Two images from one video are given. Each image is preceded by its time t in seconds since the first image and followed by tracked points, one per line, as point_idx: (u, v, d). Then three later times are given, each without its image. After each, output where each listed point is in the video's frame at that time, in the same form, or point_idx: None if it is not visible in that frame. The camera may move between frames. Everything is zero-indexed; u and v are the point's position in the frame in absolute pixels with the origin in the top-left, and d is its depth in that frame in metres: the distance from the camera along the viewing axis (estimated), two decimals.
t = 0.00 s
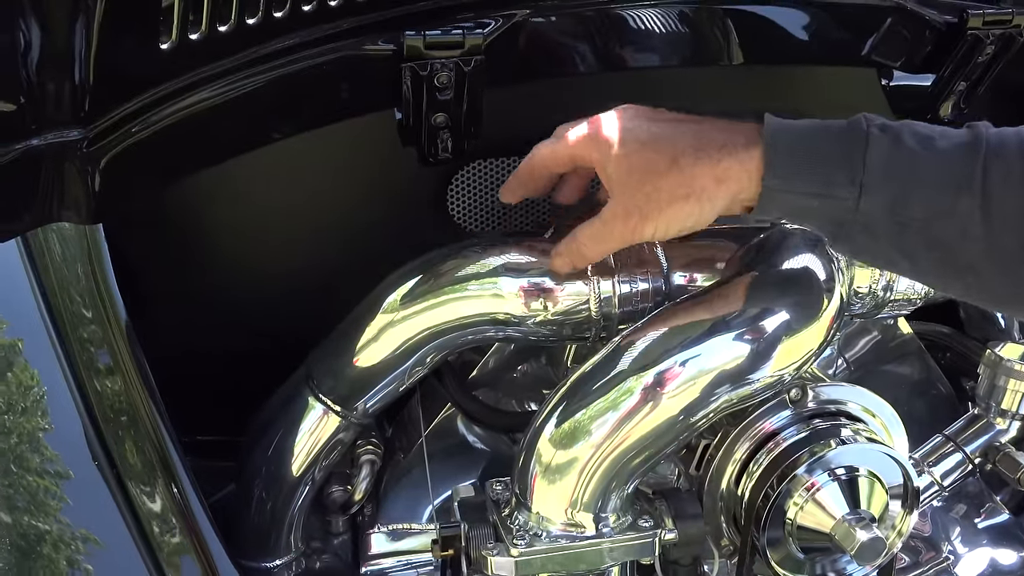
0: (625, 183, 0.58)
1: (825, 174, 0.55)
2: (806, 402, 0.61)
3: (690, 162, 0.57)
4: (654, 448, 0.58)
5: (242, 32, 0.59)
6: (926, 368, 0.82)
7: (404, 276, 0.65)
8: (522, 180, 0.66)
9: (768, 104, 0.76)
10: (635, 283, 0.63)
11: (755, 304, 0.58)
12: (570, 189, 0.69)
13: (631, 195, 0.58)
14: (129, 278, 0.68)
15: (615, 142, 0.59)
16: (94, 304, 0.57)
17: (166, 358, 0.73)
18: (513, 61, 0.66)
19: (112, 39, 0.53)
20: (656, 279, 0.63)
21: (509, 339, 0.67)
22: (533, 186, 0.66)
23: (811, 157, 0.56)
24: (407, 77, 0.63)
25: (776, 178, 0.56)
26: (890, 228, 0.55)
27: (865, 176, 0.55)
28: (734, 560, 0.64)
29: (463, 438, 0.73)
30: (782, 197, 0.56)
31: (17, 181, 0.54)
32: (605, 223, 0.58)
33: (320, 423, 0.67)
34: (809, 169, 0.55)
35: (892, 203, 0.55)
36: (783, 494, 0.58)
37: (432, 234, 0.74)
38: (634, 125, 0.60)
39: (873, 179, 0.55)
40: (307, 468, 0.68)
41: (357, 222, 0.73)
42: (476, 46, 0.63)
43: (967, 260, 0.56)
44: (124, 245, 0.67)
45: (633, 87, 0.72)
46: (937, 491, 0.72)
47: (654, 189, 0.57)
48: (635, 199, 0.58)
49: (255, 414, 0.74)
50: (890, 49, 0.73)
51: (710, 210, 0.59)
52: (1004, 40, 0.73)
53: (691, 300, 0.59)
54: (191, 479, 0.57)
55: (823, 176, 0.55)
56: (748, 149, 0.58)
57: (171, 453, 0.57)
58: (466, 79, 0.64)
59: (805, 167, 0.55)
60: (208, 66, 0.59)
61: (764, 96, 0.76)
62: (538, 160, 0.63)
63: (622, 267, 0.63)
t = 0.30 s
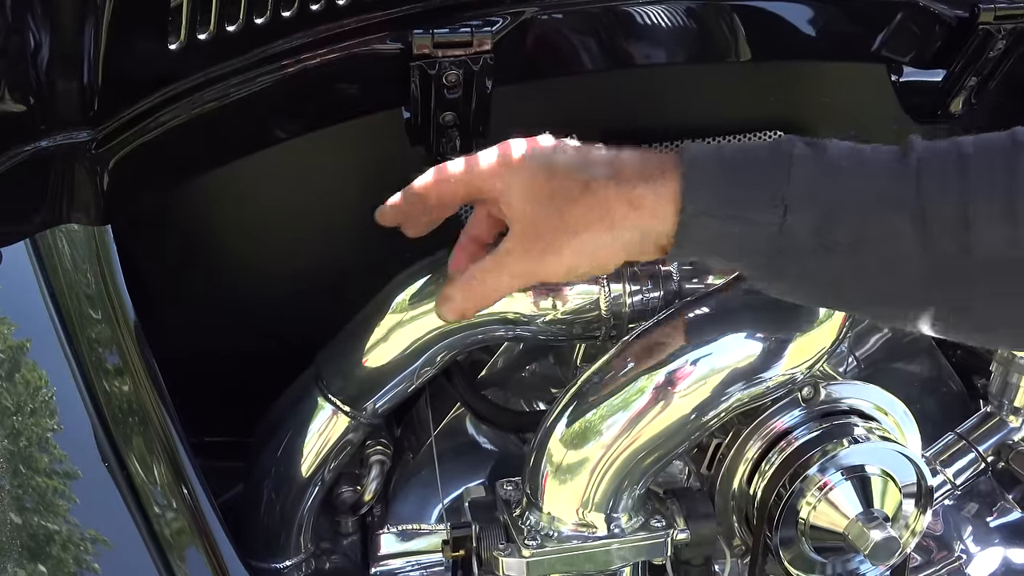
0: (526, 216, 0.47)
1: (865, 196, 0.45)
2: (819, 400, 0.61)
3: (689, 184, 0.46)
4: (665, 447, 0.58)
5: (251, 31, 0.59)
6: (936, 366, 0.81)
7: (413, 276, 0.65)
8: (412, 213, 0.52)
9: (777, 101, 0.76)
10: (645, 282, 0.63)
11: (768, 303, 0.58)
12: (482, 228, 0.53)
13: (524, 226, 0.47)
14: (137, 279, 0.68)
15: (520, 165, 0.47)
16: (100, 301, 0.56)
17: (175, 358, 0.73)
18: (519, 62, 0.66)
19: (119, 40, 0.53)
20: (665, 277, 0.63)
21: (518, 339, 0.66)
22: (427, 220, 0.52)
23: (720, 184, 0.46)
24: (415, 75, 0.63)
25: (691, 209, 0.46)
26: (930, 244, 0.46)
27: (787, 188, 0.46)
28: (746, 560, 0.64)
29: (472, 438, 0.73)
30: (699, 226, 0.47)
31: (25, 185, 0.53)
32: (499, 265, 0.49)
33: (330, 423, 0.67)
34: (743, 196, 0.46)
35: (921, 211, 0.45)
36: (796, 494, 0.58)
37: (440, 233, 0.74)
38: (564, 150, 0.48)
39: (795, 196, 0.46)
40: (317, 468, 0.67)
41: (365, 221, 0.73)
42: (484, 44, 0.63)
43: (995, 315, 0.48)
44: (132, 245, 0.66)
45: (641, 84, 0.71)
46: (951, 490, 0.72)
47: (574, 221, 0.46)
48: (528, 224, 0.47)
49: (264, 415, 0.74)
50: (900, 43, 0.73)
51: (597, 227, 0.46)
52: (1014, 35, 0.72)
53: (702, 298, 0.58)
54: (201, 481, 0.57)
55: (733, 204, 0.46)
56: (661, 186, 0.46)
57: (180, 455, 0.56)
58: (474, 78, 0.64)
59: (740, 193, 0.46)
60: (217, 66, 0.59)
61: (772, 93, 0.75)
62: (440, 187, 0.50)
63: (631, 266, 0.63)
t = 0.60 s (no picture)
0: (522, 233, 0.55)
1: (816, 160, 0.47)
2: (827, 406, 0.61)
3: (632, 168, 0.51)
4: (673, 453, 0.58)
5: (259, 32, 0.59)
6: (944, 371, 0.81)
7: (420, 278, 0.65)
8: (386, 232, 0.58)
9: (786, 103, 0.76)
10: (653, 286, 0.62)
11: (776, 308, 0.57)
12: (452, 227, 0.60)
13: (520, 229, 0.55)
14: (145, 281, 0.67)
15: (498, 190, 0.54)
16: (106, 300, 0.56)
17: (181, 360, 0.72)
18: (528, 63, 0.66)
19: (128, 40, 0.54)
20: (673, 280, 0.63)
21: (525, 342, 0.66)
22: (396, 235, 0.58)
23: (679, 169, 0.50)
24: (423, 78, 0.63)
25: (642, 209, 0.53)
26: (907, 206, 0.46)
27: (733, 173, 0.49)
28: (753, 566, 0.62)
29: (477, 440, 0.73)
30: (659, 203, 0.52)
31: (32, 186, 0.54)
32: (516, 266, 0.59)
33: (335, 425, 0.67)
34: (689, 171, 0.50)
35: (909, 153, 0.45)
36: (804, 500, 0.57)
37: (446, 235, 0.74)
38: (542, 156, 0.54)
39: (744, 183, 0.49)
40: (322, 470, 0.67)
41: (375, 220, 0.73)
42: (493, 47, 0.63)
43: None
44: (139, 246, 0.65)
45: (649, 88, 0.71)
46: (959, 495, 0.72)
47: (553, 241, 0.56)
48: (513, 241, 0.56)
49: (269, 416, 0.74)
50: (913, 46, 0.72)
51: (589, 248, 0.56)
52: None
53: (710, 303, 0.58)
54: (206, 482, 0.57)
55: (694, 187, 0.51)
56: (611, 173, 0.53)
57: (184, 455, 0.56)
58: (483, 80, 0.64)
59: (687, 168, 0.50)
60: (226, 67, 0.59)
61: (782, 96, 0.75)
62: (403, 215, 0.56)
63: (640, 269, 0.63)
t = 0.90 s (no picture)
0: (568, 196, 0.53)
1: (899, 147, 0.47)
2: (832, 403, 0.60)
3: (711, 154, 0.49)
4: (678, 451, 0.58)
5: (261, 32, 0.59)
6: (950, 368, 0.81)
7: (424, 277, 0.65)
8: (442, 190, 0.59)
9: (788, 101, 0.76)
10: (657, 284, 0.62)
11: (781, 305, 0.57)
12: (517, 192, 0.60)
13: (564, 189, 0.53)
14: (148, 281, 0.67)
15: (540, 150, 0.54)
16: (110, 301, 0.56)
17: (185, 362, 0.73)
18: (530, 62, 0.66)
19: (129, 40, 0.54)
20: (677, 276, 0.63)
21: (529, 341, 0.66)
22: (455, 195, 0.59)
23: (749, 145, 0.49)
24: (425, 77, 0.63)
25: (717, 176, 0.50)
26: (989, 205, 0.47)
27: (809, 154, 0.48)
28: (760, 564, 0.63)
29: (482, 440, 0.73)
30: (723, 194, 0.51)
31: (35, 186, 0.53)
32: (552, 245, 0.55)
33: (339, 425, 0.67)
34: (765, 157, 0.49)
35: (995, 125, 0.46)
36: (810, 497, 0.57)
37: (448, 234, 0.74)
38: (585, 123, 0.54)
39: (819, 157, 0.48)
40: (327, 470, 0.67)
41: (379, 220, 0.73)
42: (495, 45, 0.63)
43: None
44: (142, 246, 0.66)
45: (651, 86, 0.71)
46: (965, 492, 0.71)
47: (601, 207, 0.53)
48: (562, 206, 0.54)
49: (273, 416, 0.74)
50: (914, 43, 0.72)
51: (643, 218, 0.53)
52: None
53: (716, 301, 0.58)
54: (210, 482, 0.57)
55: (770, 162, 0.49)
56: (676, 144, 0.51)
57: (189, 457, 0.56)
58: (486, 79, 0.64)
59: (763, 154, 0.49)
60: (228, 67, 0.59)
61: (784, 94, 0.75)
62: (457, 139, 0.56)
63: (644, 266, 0.62)
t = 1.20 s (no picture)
0: (782, 154, 0.57)
1: None
2: (836, 404, 0.60)
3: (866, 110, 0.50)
4: (682, 451, 0.58)
5: (265, 34, 0.58)
6: (954, 367, 0.81)
7: (427, 278, 0.65)
8: (653, 138, 0.69)
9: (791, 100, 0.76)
10: (661, 283, 0.62)
11: (784, 305, 0.57)
12: (715, 152, 0.67)
13: (870, 139, 0.56)
14: (151, 282, 0.68)
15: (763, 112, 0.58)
16: (115, 301, 0.56)
17: (190, 362, 0.73)
18: (535, 62, 0.66)
19: (134, 38, 0.53)
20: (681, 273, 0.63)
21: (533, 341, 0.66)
22: (664, 146, 0.69)
23: (965, 115, 0.63)
24: (428, 77, 0.63)
25: None
26: None
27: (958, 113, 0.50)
28: (762, 564, 0.63)
29: (485, 439, 0.73)
30: None
31: (38, 187, 0.53)
32: (767, 191, 0.58)
33: (343, 426, 0.67)
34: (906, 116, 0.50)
35: None
36: (814, 497, 0.57)
37: (452, 234, 0.74)
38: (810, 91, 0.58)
39: None
40: (330, 469, 0.67)
41: (383, 220, 0.73)
42: (499, 46, 0.62)
43: None
44: (146, 246, 0.67)
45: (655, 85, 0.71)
46: (968, 492, 0.71)
47: (816, 157, 0.56)
48: (843, 163, 0.56)
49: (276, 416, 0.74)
50: (918, 42, 0.72)
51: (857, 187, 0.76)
52: None
53: (720, 301, 0.58)
54: (214, 481, 0.57)
55: (983, 130, 0.63)
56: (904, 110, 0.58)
57: (193, 457, 0.56)
58: (488, 78, 0.64)
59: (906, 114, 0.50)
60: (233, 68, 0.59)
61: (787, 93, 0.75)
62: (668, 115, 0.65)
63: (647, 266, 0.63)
